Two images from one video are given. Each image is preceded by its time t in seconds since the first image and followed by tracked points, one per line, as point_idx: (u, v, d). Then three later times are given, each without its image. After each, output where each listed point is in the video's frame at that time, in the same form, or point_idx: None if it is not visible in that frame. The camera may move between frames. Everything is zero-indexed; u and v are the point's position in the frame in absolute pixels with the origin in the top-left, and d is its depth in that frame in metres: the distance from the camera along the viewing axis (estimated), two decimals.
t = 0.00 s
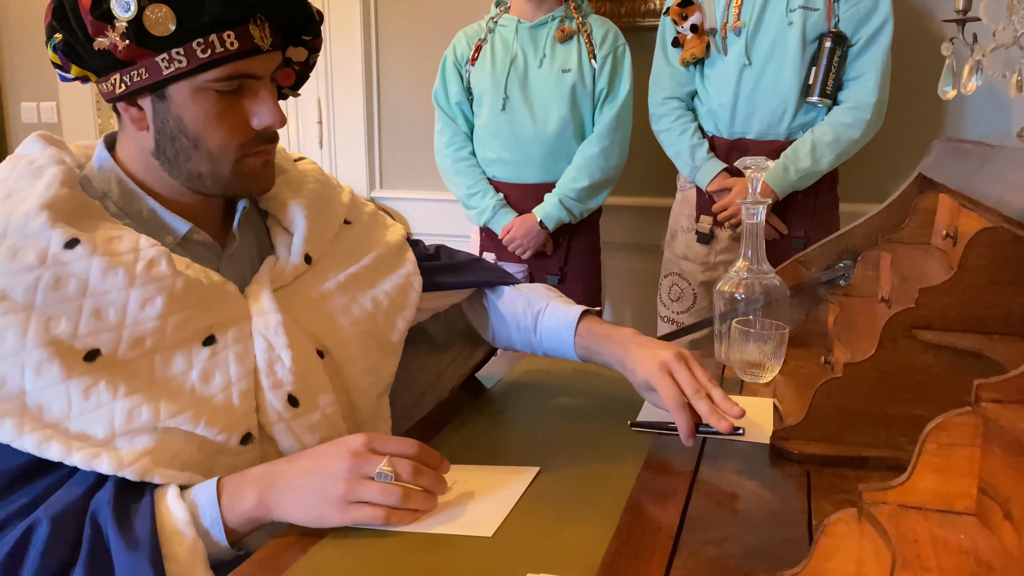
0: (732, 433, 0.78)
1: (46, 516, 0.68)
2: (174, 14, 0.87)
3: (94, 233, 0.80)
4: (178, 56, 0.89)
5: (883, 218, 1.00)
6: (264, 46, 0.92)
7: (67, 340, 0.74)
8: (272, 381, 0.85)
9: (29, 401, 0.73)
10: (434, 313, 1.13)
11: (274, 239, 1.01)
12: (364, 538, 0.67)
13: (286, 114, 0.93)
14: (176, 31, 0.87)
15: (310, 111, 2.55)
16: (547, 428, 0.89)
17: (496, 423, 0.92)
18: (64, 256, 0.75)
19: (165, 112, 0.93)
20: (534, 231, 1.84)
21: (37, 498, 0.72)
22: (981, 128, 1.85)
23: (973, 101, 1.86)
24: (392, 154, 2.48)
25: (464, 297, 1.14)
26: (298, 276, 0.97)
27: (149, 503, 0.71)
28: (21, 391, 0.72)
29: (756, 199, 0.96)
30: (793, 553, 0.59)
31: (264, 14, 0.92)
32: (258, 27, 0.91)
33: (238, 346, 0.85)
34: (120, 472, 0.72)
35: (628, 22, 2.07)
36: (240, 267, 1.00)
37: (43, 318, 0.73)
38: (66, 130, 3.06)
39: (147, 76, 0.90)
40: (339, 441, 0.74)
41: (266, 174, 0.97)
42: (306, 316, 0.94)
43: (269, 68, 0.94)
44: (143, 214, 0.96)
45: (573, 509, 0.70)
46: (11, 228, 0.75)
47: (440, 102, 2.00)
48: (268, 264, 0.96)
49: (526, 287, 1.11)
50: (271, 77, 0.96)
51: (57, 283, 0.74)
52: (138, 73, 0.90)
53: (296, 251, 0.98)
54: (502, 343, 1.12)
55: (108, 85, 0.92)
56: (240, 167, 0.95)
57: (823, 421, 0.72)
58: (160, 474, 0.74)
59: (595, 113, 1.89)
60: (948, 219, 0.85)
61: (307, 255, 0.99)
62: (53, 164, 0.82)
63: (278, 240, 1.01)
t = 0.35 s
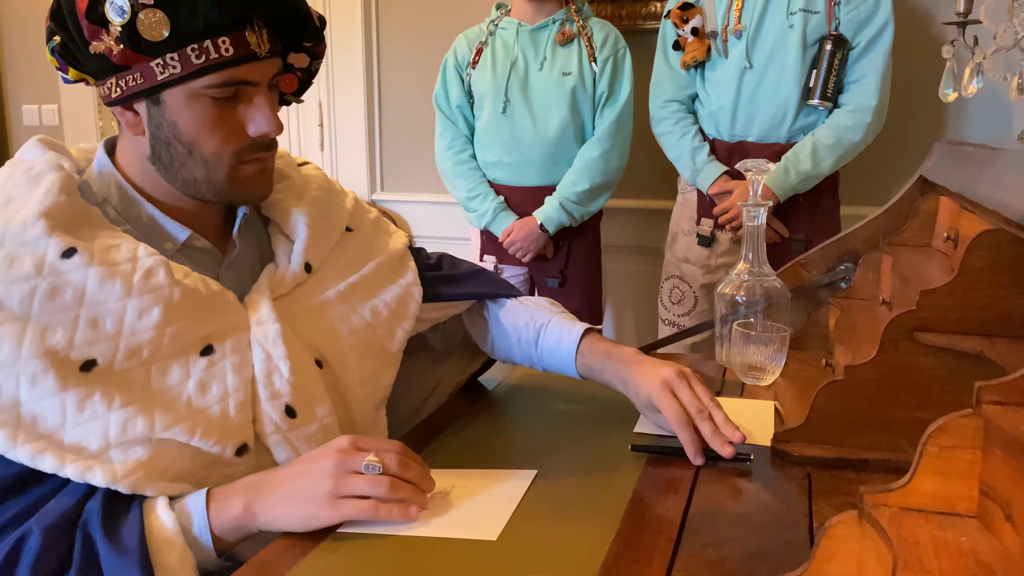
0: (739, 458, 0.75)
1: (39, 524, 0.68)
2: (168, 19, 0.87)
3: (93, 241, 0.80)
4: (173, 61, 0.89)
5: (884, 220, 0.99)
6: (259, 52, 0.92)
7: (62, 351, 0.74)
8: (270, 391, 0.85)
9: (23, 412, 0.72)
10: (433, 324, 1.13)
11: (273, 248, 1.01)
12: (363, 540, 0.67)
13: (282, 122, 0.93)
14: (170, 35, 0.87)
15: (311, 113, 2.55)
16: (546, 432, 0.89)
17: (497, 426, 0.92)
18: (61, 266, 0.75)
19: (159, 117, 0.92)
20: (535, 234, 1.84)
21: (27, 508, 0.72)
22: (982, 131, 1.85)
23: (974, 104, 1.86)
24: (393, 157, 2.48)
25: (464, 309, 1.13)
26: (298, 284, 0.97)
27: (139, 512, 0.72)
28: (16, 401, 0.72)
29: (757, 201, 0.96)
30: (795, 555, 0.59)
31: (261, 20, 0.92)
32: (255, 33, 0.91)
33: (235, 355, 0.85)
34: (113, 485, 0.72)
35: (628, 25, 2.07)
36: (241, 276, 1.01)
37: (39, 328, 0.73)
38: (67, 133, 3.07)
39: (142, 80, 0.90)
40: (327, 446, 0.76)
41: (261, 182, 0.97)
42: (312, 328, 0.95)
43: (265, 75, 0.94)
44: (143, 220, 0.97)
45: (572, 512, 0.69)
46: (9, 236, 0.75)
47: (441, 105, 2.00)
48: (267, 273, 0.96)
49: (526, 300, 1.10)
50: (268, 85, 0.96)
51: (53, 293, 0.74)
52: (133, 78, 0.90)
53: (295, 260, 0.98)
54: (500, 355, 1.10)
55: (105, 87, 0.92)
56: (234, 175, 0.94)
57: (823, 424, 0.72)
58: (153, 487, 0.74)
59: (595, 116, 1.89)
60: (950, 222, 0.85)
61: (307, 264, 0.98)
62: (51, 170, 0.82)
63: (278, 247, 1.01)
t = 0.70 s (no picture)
0: (740, 461, 0.75)
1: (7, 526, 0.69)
2: (166, 22, 0.86)
3: (85, 253, 0.79)
4: (172, 65, 0.88)
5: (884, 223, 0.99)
6: (258, 58, 0.91)
7: (51, 363, 0.74)
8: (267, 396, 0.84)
9: (8, 420, 0.73)
10: (423, 333, 1.12)
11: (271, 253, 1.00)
12: (365, 540, 0.67)
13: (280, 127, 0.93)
14: (170, 39, 0.87)
15: (312, 116, 2.56)
16: (544, 435, 0.89)
17: (497, 429, 0.92)
18: (54, 277, 0.75)
19: (156, 120, 0.92)
20: (535, 237, 1.84)
21: None
22: (983, 134, 1.85)
23: (974, 107, 1.86)
24: (394, 160, 2.48)
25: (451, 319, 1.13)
26: (294, 292, 0.97)
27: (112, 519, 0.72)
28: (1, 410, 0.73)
29: (758, 204, 0.96)
30: (796, 558, 0.59)
31: (260, 24, 0.92)
32: (253, 38, 0.90)
33: (227, 364, 0.84)
34: (90, 493, 0.73)
35: (628, 29, 2.07)
36: (238, 281, 1.01)
37: (29, 339, 0.73)
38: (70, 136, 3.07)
39: (139, 84, 0.90)
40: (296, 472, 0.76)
41: (258, 187, 0.96)
42: (309, 335, 0.95)
43: (264, 79, 0.93)
44: (141, 226, 0.97)
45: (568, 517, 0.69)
46: (4, 245, 0.75)
47: (441, 108, 2.00)
48: (261, 279, 0.95)
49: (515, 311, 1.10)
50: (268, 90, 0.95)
51: (46, 304, 0.74)
52: (131, 80, 0.90)
53: (290, 267, 0.97)
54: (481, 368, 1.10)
55: (104, 90, 0.92)
56: (232, 179, 0.94)
57: (824, 426, 0.72)
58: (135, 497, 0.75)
59: (595, 119, 1.89)
60: (950, 225, 0.85)
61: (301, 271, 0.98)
62: (48, 179, 0.81)
63: (274, 254, 0.99)
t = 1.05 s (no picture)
0: (742, 463, 0.75)
1: None
2: (131, 13, 0.87)
3: (60, 257, 0.77)
4: (138, 56, 0.88)
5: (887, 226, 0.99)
6: (228, 52, 0.90)
7: (23, 368, 0.73)
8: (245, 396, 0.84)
9: None
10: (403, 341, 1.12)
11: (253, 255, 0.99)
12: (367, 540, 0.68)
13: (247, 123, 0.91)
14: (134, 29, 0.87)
15: (313, 120, 2.56)
16: (546, 439, 0.88)
17: (496, 433, 0.91)
18: (25, 282, 0.74)
19: (126, 114, 0.91)
20: (536, 240, 1.85)
21: None
22: (985, 137, 1.85)
23: (976, 110, 1.86)
24: (395, 163, 2.48)
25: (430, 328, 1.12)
26: (273, 294, 0.97)
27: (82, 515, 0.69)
28: None
29: (758, 207, 0.96)
30: (798, 562, 0.59)
31: (232, 19, 0.91)
32: (222, 31, 0.89)
33: (203, 365, 0.84)
34: (54, 479, 0.70)
35: (630, 32, 2.07)
36: (220, 286, 0.98)
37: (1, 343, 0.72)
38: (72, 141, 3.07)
39: (110, 76, 0.89)
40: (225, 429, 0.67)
41: (229, 186, 0.93)
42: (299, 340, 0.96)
43: (236, 75, 0.92)
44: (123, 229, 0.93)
45: (564, 522, 0.69)
46: None
47: (443, 111, 2.00)
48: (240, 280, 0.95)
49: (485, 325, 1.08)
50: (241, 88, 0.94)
51: (17, 309, 0.73)
52: (102, 74, 0.90)
53: (269, 270, 0.97)
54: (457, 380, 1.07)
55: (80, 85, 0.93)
56: (200, 176, 0.92)
57: (826, 430, 0.72)
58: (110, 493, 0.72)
59: (596, 123, 1.89)
60: (951, 228, 0.85)
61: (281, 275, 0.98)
62: (23, 183, 0.80)
63: (257, 255, 0.99)
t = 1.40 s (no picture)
0: (742, 467, 0.75)
1: None
2: (99, 6, 0.86)
3: (47, 238, 0.71)
4: (106, 47, 0.86)
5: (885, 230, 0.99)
6: (194, 42, 0.88)
7: (18, 339, 0.65)
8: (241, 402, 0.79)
9: None
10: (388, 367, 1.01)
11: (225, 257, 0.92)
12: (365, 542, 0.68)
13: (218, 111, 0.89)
14: (101, 23, 0.85)
15: (314, 123, 2.56)
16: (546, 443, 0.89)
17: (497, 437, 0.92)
18: (16, 260, 0.67)
19: (97, 108, 0.89)
20: (536, 245, 1.85)
21: None
22: (984, 143, 1.85)
23: (974, 115, 1.87)
24: (396, 167, 2.49)
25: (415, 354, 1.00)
26: (248, 297, 0.90)
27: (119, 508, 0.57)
28: None
29: (758, 212, 0.96)
30: (798, 566, 0.59)
31: (199, 10, 0.89)
32: (189, 22, 0.88)
33: (201, 356, 0.77)
34: (75, 460, 0.58)
35: (630, 37, 2.07)
36: (204, 283, 0.95)
37: None
38: (73, 144, 3.08)
39: (81, 70, 0.88)
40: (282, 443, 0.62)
41: (203, 178, 0.91)
42: (272, 345, 0.88)
43: (207, 65, 0.90)
44: (106, 228, 0.89)
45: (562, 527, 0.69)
46: None
47: (443, 116, 2.00)
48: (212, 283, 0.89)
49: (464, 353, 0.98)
50: (214, 81, 0.92)
51: (6, 287, 0.66)
52: (75, 68, 0.89)
53: (243, 267, 0.90)
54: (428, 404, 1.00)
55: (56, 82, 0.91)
56: (173, 168, 0.89)
57: (824, 433, 0.72)
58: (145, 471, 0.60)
59: (596, 127, 1.90)
60: (950, 232, 0.85)
61: (256, 271, 0.91)
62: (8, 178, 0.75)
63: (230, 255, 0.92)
